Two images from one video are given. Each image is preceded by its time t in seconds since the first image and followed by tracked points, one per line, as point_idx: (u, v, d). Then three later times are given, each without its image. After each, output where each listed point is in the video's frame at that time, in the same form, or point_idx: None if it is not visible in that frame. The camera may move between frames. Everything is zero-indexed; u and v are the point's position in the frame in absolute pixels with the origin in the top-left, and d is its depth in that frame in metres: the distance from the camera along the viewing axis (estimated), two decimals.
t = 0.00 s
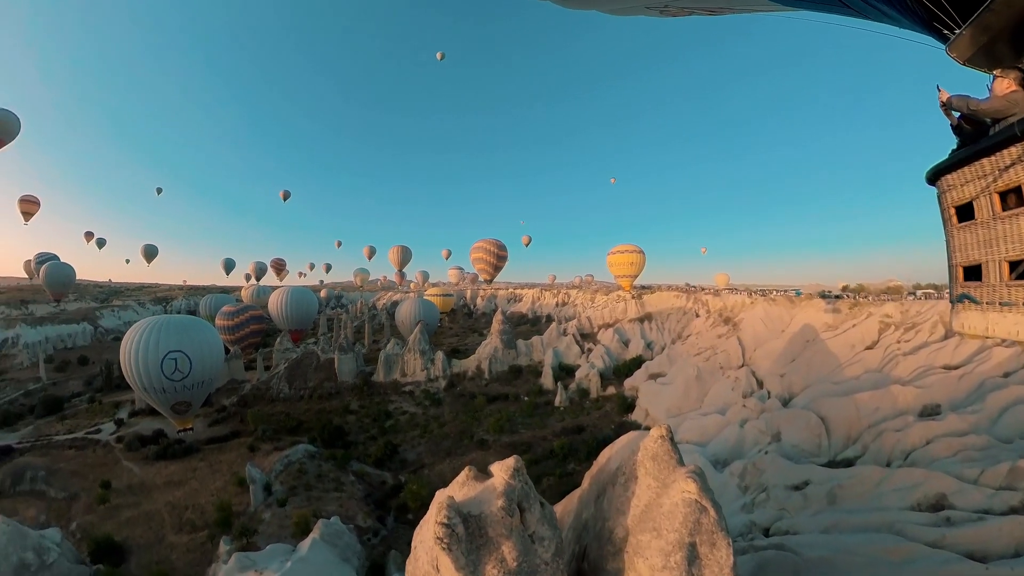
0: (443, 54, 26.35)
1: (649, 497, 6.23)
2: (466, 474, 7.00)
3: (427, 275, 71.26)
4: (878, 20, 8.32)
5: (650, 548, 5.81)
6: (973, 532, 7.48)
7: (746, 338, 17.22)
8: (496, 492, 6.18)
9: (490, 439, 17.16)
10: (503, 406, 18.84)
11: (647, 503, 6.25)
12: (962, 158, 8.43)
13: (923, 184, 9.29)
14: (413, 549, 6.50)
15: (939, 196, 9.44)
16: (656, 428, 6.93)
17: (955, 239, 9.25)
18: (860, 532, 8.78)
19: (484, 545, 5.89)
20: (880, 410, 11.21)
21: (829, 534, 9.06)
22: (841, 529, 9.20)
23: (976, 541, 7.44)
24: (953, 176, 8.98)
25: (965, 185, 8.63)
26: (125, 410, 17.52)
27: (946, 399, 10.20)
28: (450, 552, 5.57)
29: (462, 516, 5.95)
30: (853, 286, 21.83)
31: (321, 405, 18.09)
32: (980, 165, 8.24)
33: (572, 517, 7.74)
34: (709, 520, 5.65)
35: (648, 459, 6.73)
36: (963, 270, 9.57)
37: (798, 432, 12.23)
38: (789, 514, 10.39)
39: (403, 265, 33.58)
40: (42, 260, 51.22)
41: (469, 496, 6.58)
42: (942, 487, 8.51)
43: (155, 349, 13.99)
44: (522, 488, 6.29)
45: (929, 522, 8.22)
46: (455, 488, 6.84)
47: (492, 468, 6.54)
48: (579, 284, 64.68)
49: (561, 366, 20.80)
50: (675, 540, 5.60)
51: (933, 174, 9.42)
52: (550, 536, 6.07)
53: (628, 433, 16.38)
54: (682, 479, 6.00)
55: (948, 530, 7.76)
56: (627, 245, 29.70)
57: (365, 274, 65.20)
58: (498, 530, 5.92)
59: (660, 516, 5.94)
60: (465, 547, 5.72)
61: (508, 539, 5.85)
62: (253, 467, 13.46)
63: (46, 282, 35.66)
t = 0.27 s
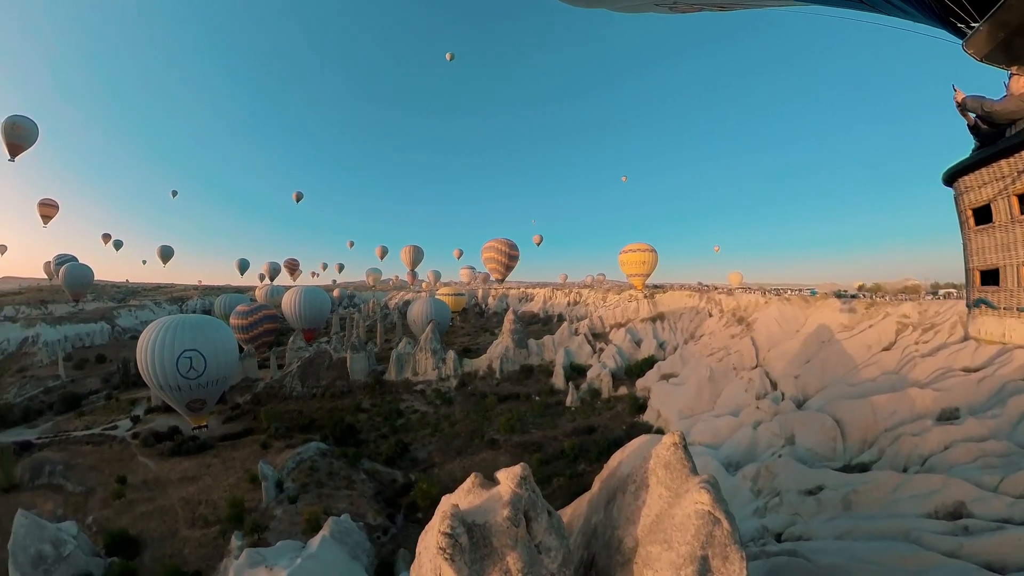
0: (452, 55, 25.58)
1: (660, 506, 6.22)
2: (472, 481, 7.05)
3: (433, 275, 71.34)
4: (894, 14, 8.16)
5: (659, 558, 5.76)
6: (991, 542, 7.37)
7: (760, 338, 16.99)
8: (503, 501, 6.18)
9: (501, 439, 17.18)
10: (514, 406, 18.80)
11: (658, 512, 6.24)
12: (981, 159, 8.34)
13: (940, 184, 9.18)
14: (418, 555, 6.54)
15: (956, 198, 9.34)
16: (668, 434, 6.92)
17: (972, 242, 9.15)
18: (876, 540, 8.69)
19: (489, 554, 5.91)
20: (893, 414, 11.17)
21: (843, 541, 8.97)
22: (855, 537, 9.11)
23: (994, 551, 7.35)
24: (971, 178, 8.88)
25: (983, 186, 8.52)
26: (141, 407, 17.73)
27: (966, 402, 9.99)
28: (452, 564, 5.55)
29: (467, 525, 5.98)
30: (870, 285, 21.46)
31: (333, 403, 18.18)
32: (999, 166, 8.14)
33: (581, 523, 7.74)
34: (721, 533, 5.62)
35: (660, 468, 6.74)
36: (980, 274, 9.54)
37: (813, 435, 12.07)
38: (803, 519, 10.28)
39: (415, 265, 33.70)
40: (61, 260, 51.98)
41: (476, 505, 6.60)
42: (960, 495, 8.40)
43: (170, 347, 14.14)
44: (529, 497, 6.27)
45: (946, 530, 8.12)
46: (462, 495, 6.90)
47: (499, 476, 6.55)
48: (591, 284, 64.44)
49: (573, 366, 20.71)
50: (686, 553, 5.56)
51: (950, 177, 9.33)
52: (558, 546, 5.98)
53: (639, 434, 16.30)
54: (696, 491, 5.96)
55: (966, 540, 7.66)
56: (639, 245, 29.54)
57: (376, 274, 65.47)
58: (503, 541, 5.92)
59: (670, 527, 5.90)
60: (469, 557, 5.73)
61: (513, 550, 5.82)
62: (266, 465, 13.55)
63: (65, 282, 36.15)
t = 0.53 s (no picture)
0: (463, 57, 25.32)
1: (671, 515, 6.17)
2: (476, 486, 7.23)
3: (444, 274, 71.45)
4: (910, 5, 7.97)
5: (668, 570, 5.72)
6: (1011, 553, 7.29)
7: (774, 338, 16.75)
8: (508, 508, 6.38)
9: (511, 439, 17.20)
10: (525, 405, 18.77)
11: (668, 522, 6.19)
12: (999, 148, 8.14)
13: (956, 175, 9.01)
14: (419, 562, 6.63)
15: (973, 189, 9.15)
16: (679, 440, 6.88)
17: (991, 235, 8.97)
18: (891, 548, 8.65)
19: (490, 563, 6.01)
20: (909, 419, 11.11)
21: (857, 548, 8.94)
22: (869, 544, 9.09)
23: (1014, 560, 7.25)
24: (988, 167, 8.70)
25: (1002, 176, 8.33)
26: (157, 404, 17.96)
27: (987, 406, 9.88)
28: (452, 572, 5.65)
29: (468, 533, 6.12)
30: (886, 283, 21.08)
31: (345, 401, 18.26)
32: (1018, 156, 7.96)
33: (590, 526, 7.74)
34: (734, 545, 5.58)
35: (671, 474, 6.71)
36: (999, 268, 9.28)
37: (827, 437, 11.89)
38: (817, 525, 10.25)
39: (427, 264, 33.79)
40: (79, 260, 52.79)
41: (479, 510, 6.78)
42: (979, 502, 8.31)
43: (185, 346, 14.28)
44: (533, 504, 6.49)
45: (963, 539, 8.04)
46: (467, 501, 7.13)
47: (503, 482, 6.72)
48: (602, 283, 64.15)
49: (584, 365, 20.62)
50: (697, 565, 5.51)
51: (967, 166, 9.15)
52: (561, 554, 6.24)
53: (650, 435, 16.22)
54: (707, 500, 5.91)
55: (984, 549, 7.56)
56: (651, 244, 29.39)
57: (388, 273, 65.70)
58: (506, 550, 6.03)
59: (680, 539, 5.88)
60: (470, 566, 5.85)
61: (515, 559, 5.93)
62: (277, 462, 13.65)
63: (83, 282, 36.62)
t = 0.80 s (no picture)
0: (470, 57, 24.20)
1: (683, 525, 6.35)
2: (479, 491, 7.24)
3: (456, 274, 71.54)
4: None
5: None
6: None
7: (788, 338, 16.48)
8: (512, 517, 6.45)
9: (521, 439, 17.19)
10: (536, 405, 18.73)
11: (680, 531, 6.37)
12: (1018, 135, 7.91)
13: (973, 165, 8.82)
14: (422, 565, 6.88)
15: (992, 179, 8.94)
16: (691, 449, 6.95)
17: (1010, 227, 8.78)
18: (909, 556, 8.76)
19: (491, 573, 6.21)
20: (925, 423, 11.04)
21: (874, 556, 9.02)
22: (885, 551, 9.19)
23: None
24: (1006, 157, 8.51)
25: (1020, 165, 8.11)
26: (172, 401, 18.18)
27: (1009, 410, 9.86)
28: None
29: (469, 542, 6.34)
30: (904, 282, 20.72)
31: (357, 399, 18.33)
32: None
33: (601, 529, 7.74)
34: (748, 558, 5.49)
35: (682, 482, 6.90)
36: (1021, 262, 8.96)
37: (841, 440, 11.81)
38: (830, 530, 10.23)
39: (439, 263, 33.85)
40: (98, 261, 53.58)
41: (481, 517, 6.82)
42: (1000, 511, 8.45)
43: (200, 345, 14.39)
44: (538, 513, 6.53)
45: (983, 548, 8.18)
46: (470, 506, 7.18)
47: (508, 488, 6.73)
48: (614, 283, 63.82)
49: (596, 365, 20.50)
50: None
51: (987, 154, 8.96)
52: (565, 564, 6.27)
53: (662, 436, 16.12)
54: (719, 511, 5.93)
55: (1005, 560, 7.71)
56: (664, 243, 29.18)
57: (400, 273, 65.93)
58: (508, 560, 6.15)
59: (692, 552, 5.89)
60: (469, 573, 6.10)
61: (517, 569, 6.04)
62: (289, 459, 13.74)
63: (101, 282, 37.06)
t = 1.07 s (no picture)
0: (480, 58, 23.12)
1: (696, 543, 6.59)
2: (480, 505, 7.69)
3: (468, 274, 71.56)
4: None
5: None
6: None
7: (803, 338, 16.19)
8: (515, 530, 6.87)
9: (532, 439, 17.16)
10: (547, 405, 18.67)
11: (692, 549, 6.63)
12: None
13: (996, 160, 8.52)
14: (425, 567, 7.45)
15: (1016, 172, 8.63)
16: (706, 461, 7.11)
17: None
18: (927, 567, 8.97)
19: None
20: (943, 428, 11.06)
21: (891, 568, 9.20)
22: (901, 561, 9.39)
23: None
24: None
25: None
26: (186, 398, 18.39)
27: None
28: None
29: (469, 558, 6.76)
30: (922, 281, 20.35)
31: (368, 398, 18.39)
32: None
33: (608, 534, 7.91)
34: None
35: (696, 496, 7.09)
36: None
37: (858, 445, 11.69)
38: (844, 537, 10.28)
39: (451, 263, 33.86)
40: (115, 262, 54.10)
41: (481, 531, 7.28)
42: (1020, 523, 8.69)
43: (214, 343, 14.50)
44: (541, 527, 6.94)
45: (1003, 560, 8.47)
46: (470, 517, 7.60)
47: (513, 502, 7.11)
48: (627, 282, 63.38)
49: (607, 365, 20.37)
50: None
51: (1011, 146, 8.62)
52: None
53: (673, 437, 16.01)
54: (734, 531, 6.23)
55: None
56: (676, 242, 28.95)
57: (411, 273, 66.12)
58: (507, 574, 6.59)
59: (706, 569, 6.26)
60: None
61: None
62: (301, 456, 13.83)
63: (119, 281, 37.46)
